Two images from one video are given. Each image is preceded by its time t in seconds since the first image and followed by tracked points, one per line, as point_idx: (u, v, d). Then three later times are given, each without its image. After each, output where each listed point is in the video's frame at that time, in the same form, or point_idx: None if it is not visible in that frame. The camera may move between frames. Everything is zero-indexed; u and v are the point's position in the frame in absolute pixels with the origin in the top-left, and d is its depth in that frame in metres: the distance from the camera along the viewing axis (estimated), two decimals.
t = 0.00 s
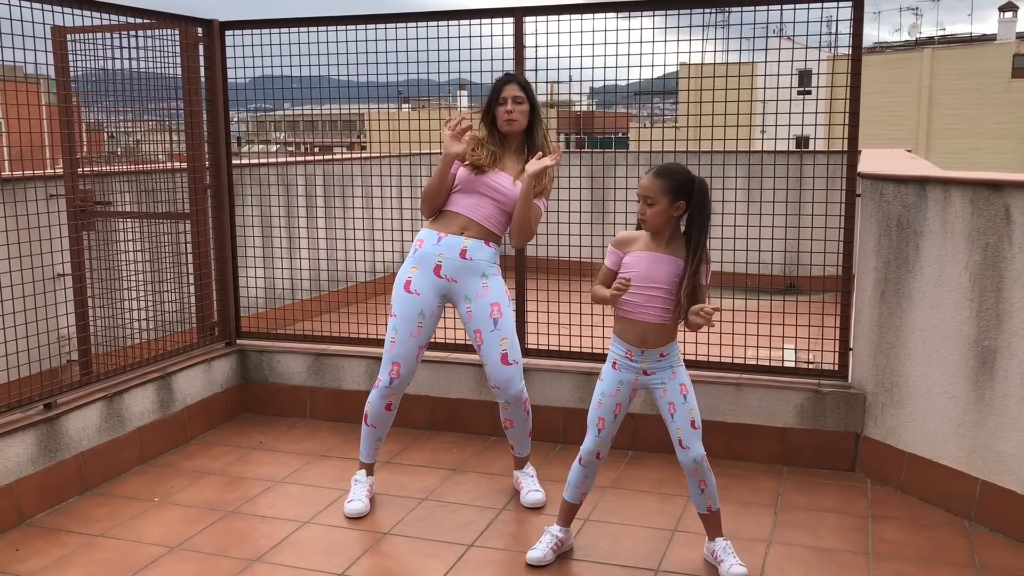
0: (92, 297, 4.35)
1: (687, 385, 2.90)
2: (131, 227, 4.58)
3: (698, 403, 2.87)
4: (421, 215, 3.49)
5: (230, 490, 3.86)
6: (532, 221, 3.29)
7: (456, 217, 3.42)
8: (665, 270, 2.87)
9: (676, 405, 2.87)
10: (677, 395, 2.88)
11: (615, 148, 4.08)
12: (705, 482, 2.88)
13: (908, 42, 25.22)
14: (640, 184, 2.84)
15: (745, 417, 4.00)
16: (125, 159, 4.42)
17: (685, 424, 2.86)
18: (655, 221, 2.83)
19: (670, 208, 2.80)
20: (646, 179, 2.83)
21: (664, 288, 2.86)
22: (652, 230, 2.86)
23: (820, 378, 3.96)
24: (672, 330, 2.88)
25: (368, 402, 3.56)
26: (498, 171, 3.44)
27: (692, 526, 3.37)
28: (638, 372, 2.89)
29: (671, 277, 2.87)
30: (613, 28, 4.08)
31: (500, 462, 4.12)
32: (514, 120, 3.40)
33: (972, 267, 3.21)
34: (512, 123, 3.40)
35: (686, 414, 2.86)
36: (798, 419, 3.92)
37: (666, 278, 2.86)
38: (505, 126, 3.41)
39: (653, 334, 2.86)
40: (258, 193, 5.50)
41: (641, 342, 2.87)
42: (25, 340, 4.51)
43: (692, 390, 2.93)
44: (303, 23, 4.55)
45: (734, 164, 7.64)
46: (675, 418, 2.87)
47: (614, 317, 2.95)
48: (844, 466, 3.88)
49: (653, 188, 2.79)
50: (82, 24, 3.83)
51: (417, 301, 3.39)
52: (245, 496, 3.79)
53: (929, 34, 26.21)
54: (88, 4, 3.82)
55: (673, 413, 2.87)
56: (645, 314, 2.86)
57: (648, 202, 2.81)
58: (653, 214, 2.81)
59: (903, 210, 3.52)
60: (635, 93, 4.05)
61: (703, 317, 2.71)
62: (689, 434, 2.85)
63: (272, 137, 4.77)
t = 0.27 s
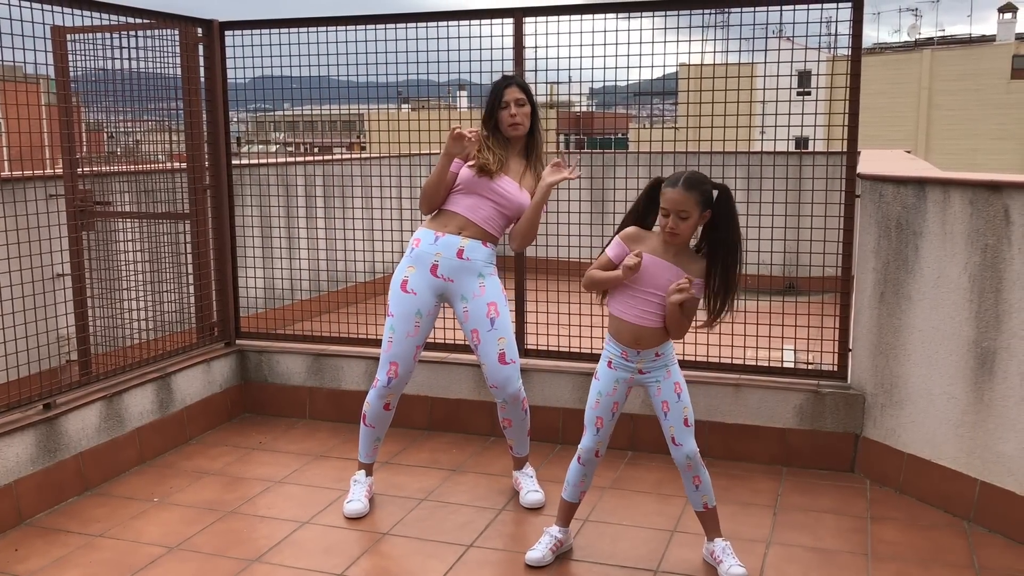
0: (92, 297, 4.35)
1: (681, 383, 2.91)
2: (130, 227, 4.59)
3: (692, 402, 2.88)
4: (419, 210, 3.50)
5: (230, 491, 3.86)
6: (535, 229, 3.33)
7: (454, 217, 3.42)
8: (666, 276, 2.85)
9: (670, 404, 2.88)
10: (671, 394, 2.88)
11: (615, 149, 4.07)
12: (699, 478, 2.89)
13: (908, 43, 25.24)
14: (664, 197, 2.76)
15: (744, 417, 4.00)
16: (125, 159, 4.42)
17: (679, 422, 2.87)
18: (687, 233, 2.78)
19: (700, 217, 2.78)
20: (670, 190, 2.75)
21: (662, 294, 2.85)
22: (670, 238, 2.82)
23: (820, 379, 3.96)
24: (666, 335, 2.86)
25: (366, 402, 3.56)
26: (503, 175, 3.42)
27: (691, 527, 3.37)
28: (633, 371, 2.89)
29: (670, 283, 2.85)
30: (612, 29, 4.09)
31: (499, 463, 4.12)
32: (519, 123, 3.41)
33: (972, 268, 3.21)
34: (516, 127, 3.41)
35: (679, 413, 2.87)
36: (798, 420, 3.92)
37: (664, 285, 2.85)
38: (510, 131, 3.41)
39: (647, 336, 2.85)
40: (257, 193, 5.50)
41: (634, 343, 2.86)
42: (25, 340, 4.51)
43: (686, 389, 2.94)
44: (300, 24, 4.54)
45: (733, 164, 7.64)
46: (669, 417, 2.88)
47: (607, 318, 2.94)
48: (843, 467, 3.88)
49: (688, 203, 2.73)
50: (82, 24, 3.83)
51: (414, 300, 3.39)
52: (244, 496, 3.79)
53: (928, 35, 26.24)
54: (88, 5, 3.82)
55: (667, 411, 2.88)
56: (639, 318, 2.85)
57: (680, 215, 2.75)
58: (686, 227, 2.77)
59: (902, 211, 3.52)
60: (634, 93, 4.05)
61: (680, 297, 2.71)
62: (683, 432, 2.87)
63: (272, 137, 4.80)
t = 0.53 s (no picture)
0: (90, 297, 4.35)
1: (680, 386, 2.90)
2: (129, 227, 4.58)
3: (691, 404, 2.88)
4: (419, 208, 3.49)
5: (228, 491, 3.86)
6: (536, 232, 3.38)
7: (454, 217, 3.42)
8: (671, 277, 2.86)
9: (669, 407, 2.88)
10: (670, 397, 2.88)
11: (614, 149, 4.11)
12: (698, 480, 2.89)
13: (907, 43, 25.26)
14: (678, 199, 2.76)
15: (744, 418, 4.00)
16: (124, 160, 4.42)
17: (678, 425, 2.87)
18: (699, 236, 2.79)
19: (711, 221, 2.79)
20: (684, 193, 2.75)
21: (666, 294, 2.87)
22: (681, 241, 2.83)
23: (819, 380, 3.96)
24: (666, 336, 2.87)
25: (365, 402, 3.56)
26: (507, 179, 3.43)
27: (690, 528, 3.37)
28: (632, 373, 2.89)
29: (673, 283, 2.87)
30: (612, 30, 4.10)
31: (498, 463, 4.13)
32: (521, 123, 3.40)
33: (971, 269, 3.21)
34: (519, 127, 3.40)
35: (678, 416, 2.87)
36: (797, 420, 3.92)
37: (670, 285, 2.86)
38: (511, 131, 3.42)
39: (647, 336, 2.84)
40: (257, 193, 5.50)
41: (635, 343, 2.85)
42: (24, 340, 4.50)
43: (685, 391, 2.94)
44: (300, 24, 4.54)
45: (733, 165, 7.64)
46: (668, 420, 2.88)
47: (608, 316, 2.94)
48: (842, 467, 3.88)
49: (701, 205, 2.74)
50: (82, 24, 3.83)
51: (413, 301, 3.39)
52: (243, 497, 3.79)
53: (927, 36, 26.25)
54: (88, 5, 3.82)
55: (666, 414, 2.88)
56: (642, 318, 2.86)
57: (693, 217, 2.76)
58: (699, 229, 2.77)
59: (902, 212, 3.52)
60: (633, 94, 4.03)
61: (691, 286, 2.71)
62: (681, 435, 2.87)
63: (271, 137, 4.80)
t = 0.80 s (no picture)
0: (89, 297, 4.35)
1: (678, 388, 2.90)
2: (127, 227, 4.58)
3: (689, 407, 2.88)
4: (419, 207, 3.48)
5: (227, 491, 3.86)
6: (536, 232, 3.38)
7: (454, 217, 3.42)
8: (670, 274, 2.86)
9: (667, 409, 2.88)
10: (668, 399, 2.88)
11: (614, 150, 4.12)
12: (696, 482, 2.89)
13: (905, 44, 25.27)
14: (683, 194, 2.78)
15: (743, 418, 4.00)
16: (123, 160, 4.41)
17: (676, 428, 2.87)
18: (704, 232, 2.80)
19: (716, 218, 2.81)
20: (690, 189, 2.77)
21: (665, 292, 2.86)
22: (684, 240, 2.83)
23: (818, 380, 3.96)
24: (665, 335, 2.86)
25: (364, 402, 3.56)
26: (508, 179, 3.42)
27: (689, 528, 3.37)
28: (630, 375, 2.89)
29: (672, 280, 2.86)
30: (611, 30, 4.10)
31: (497, 463, 4.13)
32: (522, 121, 3.39)
33: (970, 269, 3.22)
34: (520, 125, 3.38)
35: (676, 418, 2.87)
36: (796, 421, 3.93)
37: (669, 283, 2.85)
38: (512, 130, 3.40)
39: (643, 336, 2.84)
40: (255, 193, 5.49)
41: (632, 343, 2.85)
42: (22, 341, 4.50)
43: (683, 393, 2.94)
44: (299, 25, 4.54)
45: (732, 165, 7.65)
46: (666, 422, 2.88)
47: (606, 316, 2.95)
48: (840, 467, 3.89)
49: (707, 201, 2.76)
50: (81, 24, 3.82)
51: (413, 300, 3.39)
52: (242, 497, 3.79)
53: (926, 37, 26.27)
54: (88, 5, 3.81)
55: (664, 417, 2.88)
56: (640, 316, 2.86)
57: (699, 213, 2.78)
58: (705, 225, 2.79)
59: (901, 212, 3.52)
60: (633, 94, 4.04)
61: (690, 281, 2.68)
62: (679, 438, 2.87)
63: (270, 137, 4.79)
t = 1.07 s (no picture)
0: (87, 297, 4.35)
1: (678, 390, 2.90)
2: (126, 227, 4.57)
3: (688, 408, 2.88)
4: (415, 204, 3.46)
5: (226, 492, 3.86)
6: (535, 228, 3.37)
7: (451, 216, 3.42)
8: (669, 273, 2.85)
9: (666, 411, 2.88)
10: (667, 400, 2.88)
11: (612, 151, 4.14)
12: (695, 483, 2.89)
13: (904, 45, 25.28)
14: (683, 194, 2.78)
15: (742, 418, 4.01)
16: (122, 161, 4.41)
17: (675, 430, 2.87)
18: (704, 231, 2.81)
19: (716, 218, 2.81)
20: (690, 189, 2.78)
21: (664, 290, 2.86)
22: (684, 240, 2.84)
23: (817, 381, 3.97)
24: (663, 336, 2.85)
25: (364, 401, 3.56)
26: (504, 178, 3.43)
27: (688, 529, 3.37)
28: (629, 376, 2.89)
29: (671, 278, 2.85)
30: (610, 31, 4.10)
31: (497, 464, 4.13)
32: (515, 116, 3.38)
33: (968, 270, 3.22)
34: (514, 119, 3.38)
35: (676, 420, 2.87)
36: (795, 421, 3.93)
37: (668, 282, 2.85)
38: (506, 125, 3.40)
39: (641, 336, 2.84)
40: (254, 193, 5.49)
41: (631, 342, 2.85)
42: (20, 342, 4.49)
43: (683, 395, 2.93)
44: (298, 26, 4.55)
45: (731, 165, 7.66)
46: (665, 424, 2.88)
47: (605, 314, 2.95)
48: (839, 468, 3.89)
49: (708, 201, 2.76)
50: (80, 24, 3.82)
51: (412, 300, 3.39)
52: (241, 498, 3.79)
53: (925, 38, 26.28)
54: (87, 6, 3.81)
55: (664, 419, 2.88)
56: (639, 315, 2.86)
57: (700, 212, 2.78)
58: (705, 225, 2.79)
59: (899, 213, 3.53)
60: (632, 95, 4.05)
61: (689, 280, 2.68)
62: (678, 440, 2.87)
63: (269, 138, 4.76)
